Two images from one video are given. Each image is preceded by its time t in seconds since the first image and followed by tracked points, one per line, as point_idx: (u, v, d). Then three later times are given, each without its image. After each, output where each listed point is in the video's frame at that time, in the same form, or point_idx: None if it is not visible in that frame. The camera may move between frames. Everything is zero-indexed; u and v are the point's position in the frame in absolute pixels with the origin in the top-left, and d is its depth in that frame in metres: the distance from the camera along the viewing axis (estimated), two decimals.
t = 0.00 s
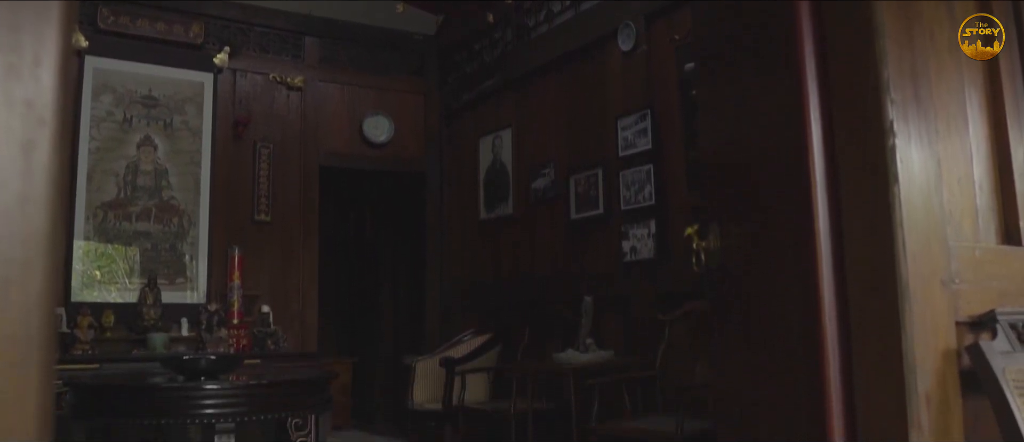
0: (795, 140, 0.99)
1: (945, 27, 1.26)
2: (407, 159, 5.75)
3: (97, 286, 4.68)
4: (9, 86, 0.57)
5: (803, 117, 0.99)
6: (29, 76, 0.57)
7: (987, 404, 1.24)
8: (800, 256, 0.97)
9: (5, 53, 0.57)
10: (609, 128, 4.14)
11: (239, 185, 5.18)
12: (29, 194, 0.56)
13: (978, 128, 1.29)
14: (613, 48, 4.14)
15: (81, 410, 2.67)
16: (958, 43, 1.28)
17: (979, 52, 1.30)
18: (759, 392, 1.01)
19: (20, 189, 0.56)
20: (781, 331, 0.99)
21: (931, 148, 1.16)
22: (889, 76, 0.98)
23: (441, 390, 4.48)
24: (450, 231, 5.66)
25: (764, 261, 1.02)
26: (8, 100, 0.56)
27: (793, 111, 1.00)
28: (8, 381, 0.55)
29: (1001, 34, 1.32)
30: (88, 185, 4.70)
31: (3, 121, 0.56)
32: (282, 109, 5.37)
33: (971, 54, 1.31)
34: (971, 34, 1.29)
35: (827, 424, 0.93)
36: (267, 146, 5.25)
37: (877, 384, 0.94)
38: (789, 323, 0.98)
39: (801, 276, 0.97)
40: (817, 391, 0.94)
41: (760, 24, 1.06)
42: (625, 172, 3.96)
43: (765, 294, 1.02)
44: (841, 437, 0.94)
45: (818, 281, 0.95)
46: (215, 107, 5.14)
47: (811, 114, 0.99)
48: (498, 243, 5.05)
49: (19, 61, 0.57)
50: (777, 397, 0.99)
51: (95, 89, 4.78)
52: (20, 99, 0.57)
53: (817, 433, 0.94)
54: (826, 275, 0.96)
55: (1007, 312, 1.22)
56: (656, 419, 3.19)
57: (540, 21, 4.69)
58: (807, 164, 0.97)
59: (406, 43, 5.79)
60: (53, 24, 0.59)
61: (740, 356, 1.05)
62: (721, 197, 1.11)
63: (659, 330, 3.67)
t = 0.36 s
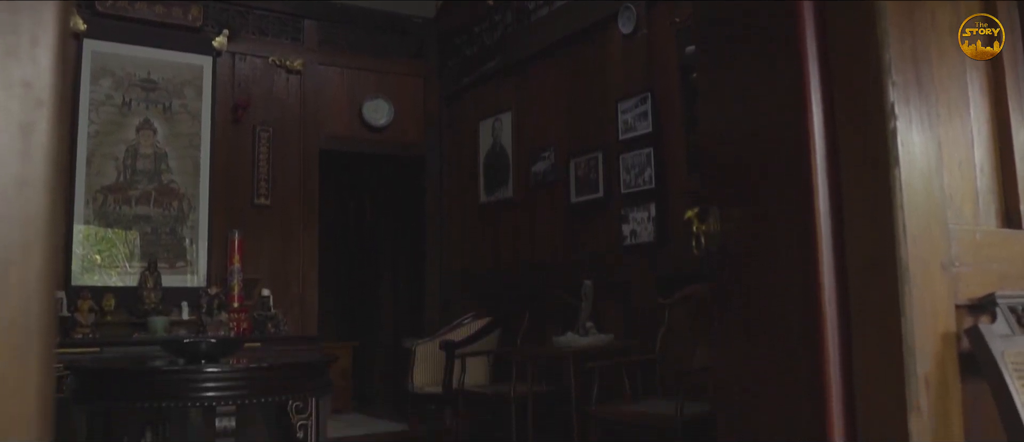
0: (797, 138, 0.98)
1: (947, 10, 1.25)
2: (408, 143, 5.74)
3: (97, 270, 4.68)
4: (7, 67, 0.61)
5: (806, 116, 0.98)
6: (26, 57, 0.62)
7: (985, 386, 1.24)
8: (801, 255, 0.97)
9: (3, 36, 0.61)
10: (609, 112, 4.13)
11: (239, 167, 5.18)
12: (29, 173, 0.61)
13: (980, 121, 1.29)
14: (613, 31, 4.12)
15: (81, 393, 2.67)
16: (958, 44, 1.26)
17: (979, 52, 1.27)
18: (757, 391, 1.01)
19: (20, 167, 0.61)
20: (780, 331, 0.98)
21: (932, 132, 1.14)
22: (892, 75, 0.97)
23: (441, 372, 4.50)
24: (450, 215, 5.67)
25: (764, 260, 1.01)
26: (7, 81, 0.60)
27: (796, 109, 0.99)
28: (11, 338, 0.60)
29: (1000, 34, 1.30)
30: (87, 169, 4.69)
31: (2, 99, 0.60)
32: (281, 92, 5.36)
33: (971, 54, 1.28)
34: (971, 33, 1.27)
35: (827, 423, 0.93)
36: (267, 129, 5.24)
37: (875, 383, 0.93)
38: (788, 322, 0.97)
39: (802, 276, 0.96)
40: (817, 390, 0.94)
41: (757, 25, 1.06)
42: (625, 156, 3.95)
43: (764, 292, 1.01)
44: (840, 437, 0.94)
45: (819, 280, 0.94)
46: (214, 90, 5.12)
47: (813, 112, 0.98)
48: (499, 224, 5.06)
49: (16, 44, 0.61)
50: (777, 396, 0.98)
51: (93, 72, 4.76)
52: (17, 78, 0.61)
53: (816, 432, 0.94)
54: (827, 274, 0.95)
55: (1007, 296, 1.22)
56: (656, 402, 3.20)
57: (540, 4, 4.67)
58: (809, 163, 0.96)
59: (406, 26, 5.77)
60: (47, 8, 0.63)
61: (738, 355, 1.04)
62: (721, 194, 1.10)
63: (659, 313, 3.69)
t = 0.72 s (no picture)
0: (799, 137, 0.98)
1: None
2: (408, 128, 5.74)
3: (97, 255, 4.67)
4: (4, 50, 0.60)
5: (807, 116, 0.97)
6: (24, 38, 0.61)
7: (985, 368, 1.23)
8: (802, 255, 0.96)
9: None
10: (609, 96, 4.12)
11: (239, 151, 5.17)
12: (27, 156, 0.59)
13: (982, 117, 1.28)
14: (613, 15, 4.11)
15: (83, 377, 2.68)
16: (958, 44, 1.24)
17: (979, 52, 1.26)
18: (757, 390, 1.01)
19: (18, 151, 0.59)
20: (781, 331, 0.98)
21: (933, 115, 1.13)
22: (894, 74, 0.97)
23: (442, 357, 4.49)
24: (450, 201, 5.67)
25: (764, 259, 1.01)
26: (3, 62, 0.59)
27: (798, 108, 0.98)
28: (11, 326, 0.59)
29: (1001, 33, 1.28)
30: (87, 154, 4.68)
31: None
32: (281, 77, 5.34)
33: (970, 54, 1.27)
34: (971, 33, 1.25)
35: (827, 424, 0.93)
36: (267, 114, 5.23)
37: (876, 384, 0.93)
38: (789, 323, 0.97)
39: (803, 276, 0.96)
40: (817, 391, 0.94)
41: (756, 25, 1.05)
42: (626, 140, 3.95)
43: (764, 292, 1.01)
44: (840, 437, 0.94)
45: (821, 282, 0.94)
46: (213, 75, 5.11)
47: (815, 112, 0.97)
48: (499, 204, 5.07)
49: (14, 28, 0.61)
50: (777, 396, 0.99)
51: (92, 57, 4.74)
52: (14, 61, 0.60)
53: (816, 433, 0.94)
54: (828, 274, 0.95)
55: (1007, 281, 1.22)
56: (657, 386, 3.21)
57: None
58: (810, 165, 0.96)
59: (405, 11, 5.76)
60: None
61: (739, 353, 1.04)
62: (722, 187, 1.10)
63: (658, 299, 3.69)
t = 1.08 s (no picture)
0: (801, 139, 0.98)
1: None
2: (408, 113, 5.73)
3: (97, 241, 4.68)
4: (2, 33, 0.62)
5: (809, 117, 0.97)
6: (22, 24, 0.64)
7: (985, 354, 1.24)
8: (802, 256, 0.96)
9: None
10: (609, 81, 4.11)
11: (239, 137, 5.17)
12: (24, 135, 0.62)
13: (984, 114, 1.27)
14: None
15: (83, 362, 2.69)
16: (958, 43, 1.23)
17: (979, 52, 1.25)
18: (757, 390, 1.02)
19: (16, 132, 0.62)
20: (781, 331, 0.98)
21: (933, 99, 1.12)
22: (896, 69, 0.96)
23: (441, 342, 4.51)
24: (450, 187, 5.67)
25: (764, 257, 1.01)
26: (2, 46, 0.62)
27: (799, 110, 0.98)
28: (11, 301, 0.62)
29: (1001, 33, 1.28)
30: (86, 140, 4.68)
31: None
32: (280, 62, 5.33)
33: (972, 53, 1.25)
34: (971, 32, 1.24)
35: (827, 423, 0.94)
36: (266, 100, 5.22)
37: (876, 385, 0.94)
38: (790, 324, 0.97)
39: (803, 277, 0.96)
40: (818, 390, 0.94)
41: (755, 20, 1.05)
42: (625, 125, 3.95)
43: (765, 294, 1.01)
44: (840, 437, 0.95)
45: (822, 283, 0.95)
46: (212, 60, 5.09)
47: (817, 112, 0.97)
48: (499, 193, 5.06)
49: (12, 11, 0.63)
50: (777, 392, 0.99)
51: (91, 42, 4.73)
52: (11, 44, 0.63)
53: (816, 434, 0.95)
54: (829, 276, 0.95)
55: (1007, 265, 1.21)
56: (656, 371, 3.23)
57: None
58: (812, 169, 0.96)
59: None
60: None
61: (739, 353, 1.05)
62: (720, 165, 1.10)
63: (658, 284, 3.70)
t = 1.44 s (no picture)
0: (801, 139, 0.99)
1: None
2: (408, 99, 5.72)
3: (98, 228, 4.68)
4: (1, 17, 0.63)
5: (813, 115, 0.99)
6: (21, 11, 0.64)
7: (984, 341, 1.24)
8: (802, 252, 0.98)
9: None
10: (609, 66, 4.10)
11: (239, 123, 5.15)
12: (21, 118, 0.62)
13: (985, 106, 1.27)
14: None
15: (83, 348, 2.69)
16: (958, 44, 1.21)
17: (979, 52, 1.23)
18: (756, 384, 1.04)
19: (14, 116, 0.62)
20: (782, 325, 1.00)
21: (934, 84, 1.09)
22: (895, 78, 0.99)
23: (441, 329, 4.51)
24: (450, 174, 5.66)
25: (765, 252, 1.03)
26: (1, 30, 0.62)
27: (801, 109, 0.99)
28: (9, 282, 0.62)
29: (1001, 34, 1.27)
30: (84, 126, 4.67)
31: None
32: (279, 48, 5.30)
33: (972, 54, 1.23)
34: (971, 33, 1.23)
35: (827, 415, 0.96)
36: (266, 86, 5.19)
37: (875, 384, 0.97)
38: (790, 318, 0.99)
39: (803, 275, 0.98)
40: (818, 384, 0.96)
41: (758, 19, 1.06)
42: (625, 112, 3.93)
43: (764, 291, 1.03)
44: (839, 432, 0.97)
45: (822, 280, 0.96)
46: (211, 46, 5.07)
47: (819, 113, 0.99)
48: (499, 184, 5.06)
49: None
50: (776, 384, 1.01)
51: (89, 28, 4.72)
52: (10, 29, 0.63)
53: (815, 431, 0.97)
54: (829, 274, 0.97)
55: (1006, 251, 1.22)
56: (657, 357, 3.23)
57: None
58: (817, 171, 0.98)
59: None
60: None
61: (739, 345, 1.06)
62: (721, 150, 1.11)
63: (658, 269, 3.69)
